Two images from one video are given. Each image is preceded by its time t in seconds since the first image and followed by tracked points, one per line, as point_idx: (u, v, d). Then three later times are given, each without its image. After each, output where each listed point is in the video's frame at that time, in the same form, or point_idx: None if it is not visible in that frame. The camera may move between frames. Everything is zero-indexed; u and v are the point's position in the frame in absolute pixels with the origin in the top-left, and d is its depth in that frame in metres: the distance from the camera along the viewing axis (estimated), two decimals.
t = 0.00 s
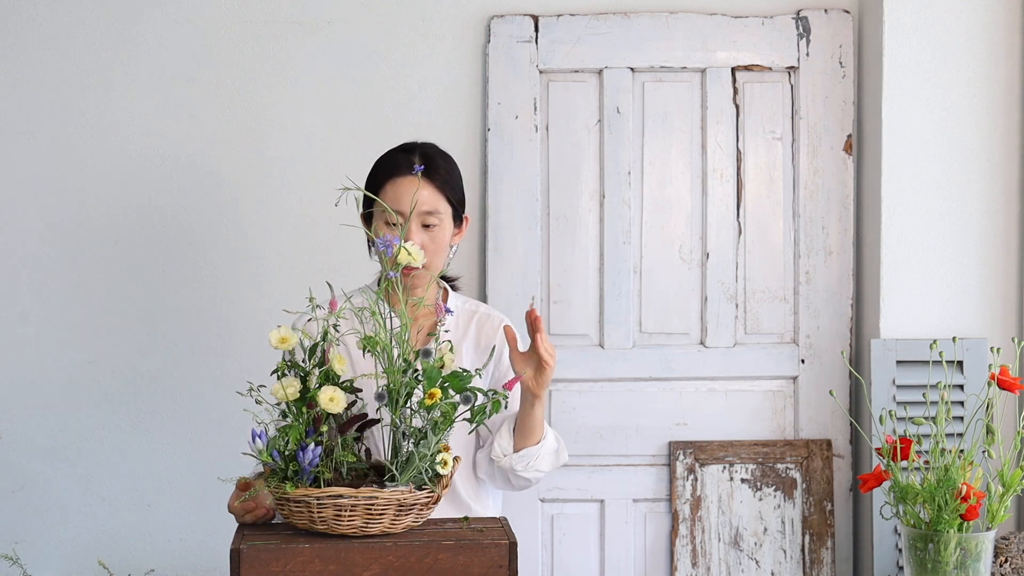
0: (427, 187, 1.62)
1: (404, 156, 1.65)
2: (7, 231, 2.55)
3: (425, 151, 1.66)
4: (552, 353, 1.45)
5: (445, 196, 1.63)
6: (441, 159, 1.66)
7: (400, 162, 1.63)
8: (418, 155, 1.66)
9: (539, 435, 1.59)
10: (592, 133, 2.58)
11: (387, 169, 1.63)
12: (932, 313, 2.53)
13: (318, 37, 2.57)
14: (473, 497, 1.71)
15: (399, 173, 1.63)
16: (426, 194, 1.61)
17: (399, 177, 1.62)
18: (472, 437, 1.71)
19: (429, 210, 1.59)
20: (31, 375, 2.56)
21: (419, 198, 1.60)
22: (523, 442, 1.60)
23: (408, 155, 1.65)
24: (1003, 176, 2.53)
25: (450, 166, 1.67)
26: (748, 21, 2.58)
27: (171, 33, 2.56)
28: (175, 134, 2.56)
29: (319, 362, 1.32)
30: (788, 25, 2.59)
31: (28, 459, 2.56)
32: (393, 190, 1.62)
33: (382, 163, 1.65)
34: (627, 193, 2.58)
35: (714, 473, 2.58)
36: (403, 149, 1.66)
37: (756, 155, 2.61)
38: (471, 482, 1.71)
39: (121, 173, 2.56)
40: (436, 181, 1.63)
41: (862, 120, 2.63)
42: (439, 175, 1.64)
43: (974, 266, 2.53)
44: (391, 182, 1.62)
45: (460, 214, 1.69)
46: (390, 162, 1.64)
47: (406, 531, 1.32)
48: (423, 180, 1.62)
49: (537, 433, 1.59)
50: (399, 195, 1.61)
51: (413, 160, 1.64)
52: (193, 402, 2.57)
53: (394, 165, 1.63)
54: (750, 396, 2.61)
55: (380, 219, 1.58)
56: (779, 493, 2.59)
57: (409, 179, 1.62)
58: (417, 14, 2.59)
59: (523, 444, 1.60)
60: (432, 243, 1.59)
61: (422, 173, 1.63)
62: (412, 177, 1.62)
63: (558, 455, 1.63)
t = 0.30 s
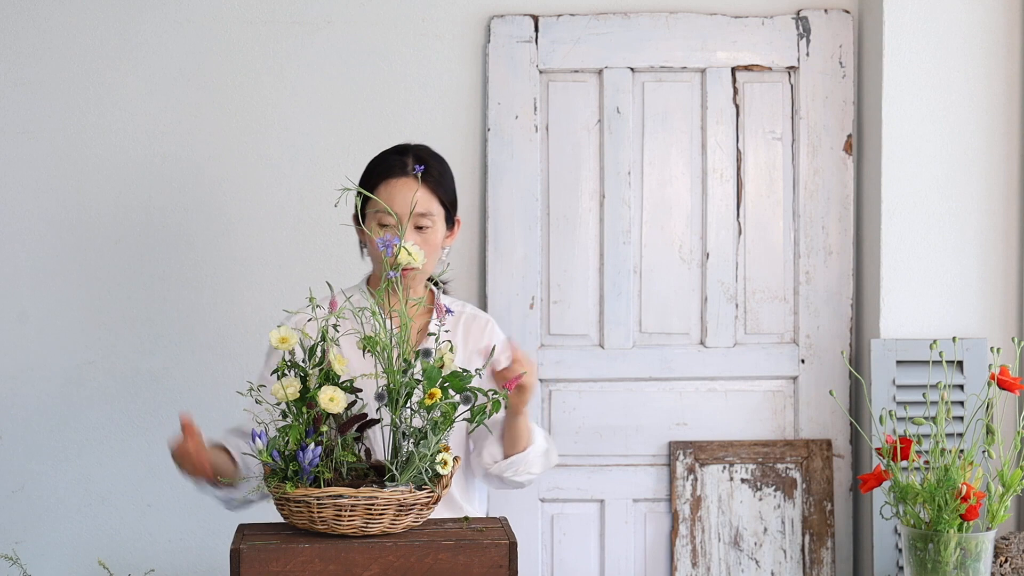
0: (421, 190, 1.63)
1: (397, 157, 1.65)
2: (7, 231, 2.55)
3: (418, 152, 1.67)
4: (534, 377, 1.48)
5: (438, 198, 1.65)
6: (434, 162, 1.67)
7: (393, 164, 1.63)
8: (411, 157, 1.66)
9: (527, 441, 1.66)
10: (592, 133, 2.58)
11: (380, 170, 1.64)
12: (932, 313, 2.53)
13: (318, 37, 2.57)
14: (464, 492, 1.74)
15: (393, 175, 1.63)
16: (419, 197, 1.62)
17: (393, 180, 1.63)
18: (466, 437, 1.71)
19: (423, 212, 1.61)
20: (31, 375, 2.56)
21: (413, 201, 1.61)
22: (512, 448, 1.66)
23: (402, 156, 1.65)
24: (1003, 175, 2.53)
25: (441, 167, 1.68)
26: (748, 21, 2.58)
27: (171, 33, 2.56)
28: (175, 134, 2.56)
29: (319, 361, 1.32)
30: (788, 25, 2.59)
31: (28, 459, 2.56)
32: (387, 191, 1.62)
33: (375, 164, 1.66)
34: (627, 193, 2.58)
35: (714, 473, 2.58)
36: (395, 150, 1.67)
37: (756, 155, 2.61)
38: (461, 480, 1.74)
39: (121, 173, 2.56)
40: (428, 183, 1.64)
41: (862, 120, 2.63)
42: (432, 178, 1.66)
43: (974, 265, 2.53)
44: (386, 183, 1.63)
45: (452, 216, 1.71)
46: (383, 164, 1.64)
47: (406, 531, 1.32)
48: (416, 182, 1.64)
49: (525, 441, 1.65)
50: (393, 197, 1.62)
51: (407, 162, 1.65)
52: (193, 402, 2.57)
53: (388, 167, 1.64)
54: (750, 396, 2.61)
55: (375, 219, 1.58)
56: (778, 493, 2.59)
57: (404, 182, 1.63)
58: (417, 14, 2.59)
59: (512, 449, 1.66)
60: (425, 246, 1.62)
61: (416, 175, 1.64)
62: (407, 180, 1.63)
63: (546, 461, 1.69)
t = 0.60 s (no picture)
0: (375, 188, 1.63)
1: (351, 157, 1.65)
2: (7, 231, 2.55)
3: (374, 150, 1.67)
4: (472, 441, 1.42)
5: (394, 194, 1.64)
6: (389, 158, 1.66)
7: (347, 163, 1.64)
8: (366, 156, 1.66)
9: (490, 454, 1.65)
10: (592, 133, 2.58)
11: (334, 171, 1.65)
12: (932, 313, 2.53)
13: (318, 37, 2.57)
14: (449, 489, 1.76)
15: (348, 175, 1.63)
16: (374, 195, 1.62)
17: (348, 178, 1.63)
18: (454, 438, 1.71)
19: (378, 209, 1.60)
20: (30, 375, 2.56)
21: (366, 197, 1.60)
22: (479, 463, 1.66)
23: (356, 155, 1.65)
24: (1003, 174, 2.52)
25: (399, 166, 1.67)
26: (748, 21, 2.58)
27: (171, 33, 2.56)
28: (175, 134, 2.56)
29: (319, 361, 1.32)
30: (788, 25, 2.59)
31: (28, 459, 2.56)
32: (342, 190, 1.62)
33: (331, 166, 1.67)
34: (627, 193, 2.58)
35: (714, 473, 2.58)
36: (349, 151, 1.67)
37: (756, 155, 2.60)
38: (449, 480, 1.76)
39: (121, 173, 2.56)
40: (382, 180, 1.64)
41: (862, 119, 2.63)
42: (388, 174, 1.65)
43: (974, 265, 2.53)
44: (341, 183, 1.63)
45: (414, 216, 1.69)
46: (338, 165, 1.65)
47: (407, 531, 1.32)
48: (370, 180, 1.63)
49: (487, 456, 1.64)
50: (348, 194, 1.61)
51: (361, 161, 1.65)
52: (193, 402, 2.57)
53: (342, 167, 1.64)
54: (750, 396, 2.61)
55: (331, 222, 1.60)
56: (779, 493, 2.59)
57: (358, 180, 1.63)
58: (417, 14, 2.59)
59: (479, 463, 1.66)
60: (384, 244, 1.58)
61: (370, 174, 1.64)
62: (361, 179, 1.63)
63: (519, 459, 1.69)
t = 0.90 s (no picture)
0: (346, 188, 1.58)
1: (318, 157, 1.60)
2: (7, 231, 2.55)
3: (341, 150, 1.62)
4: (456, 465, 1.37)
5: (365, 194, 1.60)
6: (358, 159, 1.62)
7: (316, 165, 1.59)
8: (334, 156, 1.61)
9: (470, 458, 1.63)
10: (592, 132, 2.58)
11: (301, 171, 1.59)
12: (932, 313, 2.53)
13: (318, 37, 2.57)
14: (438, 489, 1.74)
15: (316, 175, 1.59)
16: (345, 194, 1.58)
17: (317, 179, 1.58)
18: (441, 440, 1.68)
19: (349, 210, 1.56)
20: (30, 375, 2.56)
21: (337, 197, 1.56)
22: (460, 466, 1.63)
23: (323, 156, 1.60)
24: (1003, 174, 2.52)
25: (366, 165, 1.64)
26: (748, 21, 2.58)
27: (171, 33, 2.56)
28: (175, 134, 2.56)
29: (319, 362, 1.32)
30: (788, 25, 2.59)
31: (28, 459, 2.56)
32: (310, 190, 1.57)
33: (296, 166, 1.62)
34: (627, 193, 2.58)
35: (714, 473, 2.58)
36: (317, 151, 1.62)
37: (756, 155, 2.60)
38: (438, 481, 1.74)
39: (121, 173, 2.56)
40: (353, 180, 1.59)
41: (862, 119, 2.63)
42: (357, 174, 1.61)
43: (974, 265, 2.53)
44: (310, 184, 1.58)
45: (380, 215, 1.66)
46: (305, 166, 1.60)
47: (407, 532, 1.32)
48: (340, 180, 1.59)
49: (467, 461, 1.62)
50: (318, 194, 1.57)
51: (329, 161, 1.60)
52: (193, 402, 2.57)
53: (310, 167, 1.59)
54: (750, 396, 2.61)
55: (300, 221, 1.57)
56: (779, 493, 2.59)
57: (327, 180, 1.58)
58: (417, 14, 2.59)
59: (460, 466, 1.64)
60: (353, 245, 1.55)
61: (339, 174, 1.60)
62: (331, 178, 1.59)
63: (496, 459, 1.67)
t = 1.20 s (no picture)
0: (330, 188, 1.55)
1: (302, 157, 1.56)
2: (6, 231, 2.55)
3: (324, 151, 1.58)
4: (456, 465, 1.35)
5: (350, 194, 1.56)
6: (342, 160, 1.58)
7: (300, 165, 1.55)
8: (317, 156, 1.57)
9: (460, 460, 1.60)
10: (592, 132, 2.58)
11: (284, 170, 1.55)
12: (932, 313, 2.53)
13: (318, 38, 2.57)
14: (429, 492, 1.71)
15: (300, 175, 1.54)
16: (330, 195, 1.54)
17: (302, 178, 1.54)
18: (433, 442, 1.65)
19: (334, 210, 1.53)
20: (30, 375, 2.55)
21: (322, 198, 1.53)
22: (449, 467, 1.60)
23: (308, 156, 1.56)
24: (1003, 174, 2.52)
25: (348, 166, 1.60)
26: (749, 21, 2.58)
27: (171, 33, 2.56)
28: (175, 135, 2.56)
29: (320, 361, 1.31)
30: (788, 25, 2.59)
31: (28, 459, 2.56)
32: (295, 190, 1.53)
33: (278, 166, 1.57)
34: (627, 193, 2.58)
35: (714, 473, 2.58)
36: (299, 151, 1.57)
37: (756, 155, 2.60)
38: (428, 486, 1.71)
39: (121, 173, 2.56)
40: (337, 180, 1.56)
41: (862, 119, 2.63)
42: (342, 174, 1.57)
43: (974, 265, 2.53)
44: (295, 183, 1.54)
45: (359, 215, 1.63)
46: (288, 166, 1.56)
47: (407, 532, 1.32)
48: (325, 180, 1.55)
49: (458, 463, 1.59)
50: (303, 194, 1.53)
51: (313, 161, 1.56)
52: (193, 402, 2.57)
53: (294, 167, 1.55)
54: (750, 396, 2.61)
55: (284, 220, 1.53)
56: (779, 493, 2.59)
57: (312, 179, 1.54)
58: (417, 14, 2.59)
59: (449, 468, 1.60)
60: (338, 245, 1.52)
61: (324, 174, 1.56)
62: (316, 178, 1.54)
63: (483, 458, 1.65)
